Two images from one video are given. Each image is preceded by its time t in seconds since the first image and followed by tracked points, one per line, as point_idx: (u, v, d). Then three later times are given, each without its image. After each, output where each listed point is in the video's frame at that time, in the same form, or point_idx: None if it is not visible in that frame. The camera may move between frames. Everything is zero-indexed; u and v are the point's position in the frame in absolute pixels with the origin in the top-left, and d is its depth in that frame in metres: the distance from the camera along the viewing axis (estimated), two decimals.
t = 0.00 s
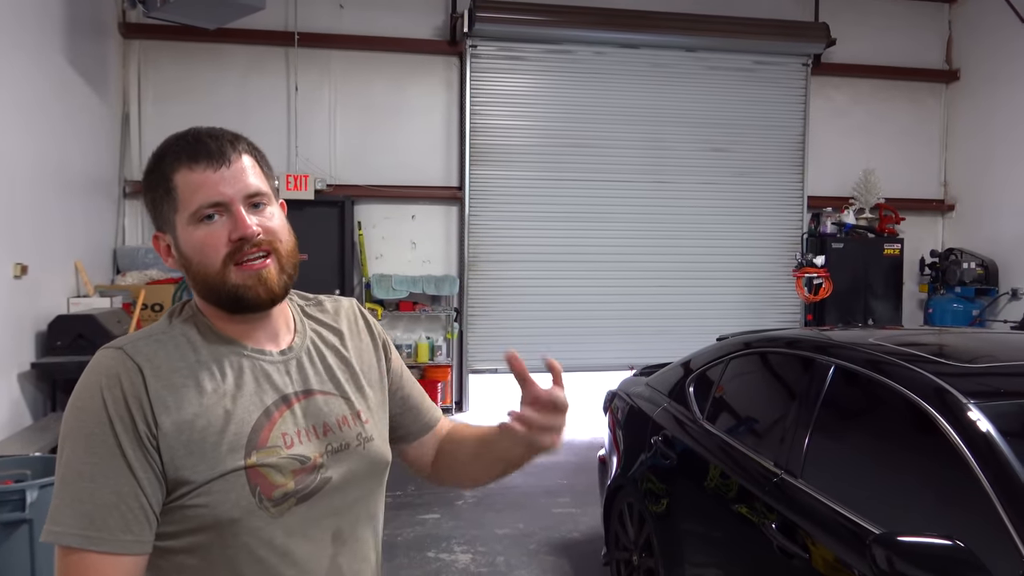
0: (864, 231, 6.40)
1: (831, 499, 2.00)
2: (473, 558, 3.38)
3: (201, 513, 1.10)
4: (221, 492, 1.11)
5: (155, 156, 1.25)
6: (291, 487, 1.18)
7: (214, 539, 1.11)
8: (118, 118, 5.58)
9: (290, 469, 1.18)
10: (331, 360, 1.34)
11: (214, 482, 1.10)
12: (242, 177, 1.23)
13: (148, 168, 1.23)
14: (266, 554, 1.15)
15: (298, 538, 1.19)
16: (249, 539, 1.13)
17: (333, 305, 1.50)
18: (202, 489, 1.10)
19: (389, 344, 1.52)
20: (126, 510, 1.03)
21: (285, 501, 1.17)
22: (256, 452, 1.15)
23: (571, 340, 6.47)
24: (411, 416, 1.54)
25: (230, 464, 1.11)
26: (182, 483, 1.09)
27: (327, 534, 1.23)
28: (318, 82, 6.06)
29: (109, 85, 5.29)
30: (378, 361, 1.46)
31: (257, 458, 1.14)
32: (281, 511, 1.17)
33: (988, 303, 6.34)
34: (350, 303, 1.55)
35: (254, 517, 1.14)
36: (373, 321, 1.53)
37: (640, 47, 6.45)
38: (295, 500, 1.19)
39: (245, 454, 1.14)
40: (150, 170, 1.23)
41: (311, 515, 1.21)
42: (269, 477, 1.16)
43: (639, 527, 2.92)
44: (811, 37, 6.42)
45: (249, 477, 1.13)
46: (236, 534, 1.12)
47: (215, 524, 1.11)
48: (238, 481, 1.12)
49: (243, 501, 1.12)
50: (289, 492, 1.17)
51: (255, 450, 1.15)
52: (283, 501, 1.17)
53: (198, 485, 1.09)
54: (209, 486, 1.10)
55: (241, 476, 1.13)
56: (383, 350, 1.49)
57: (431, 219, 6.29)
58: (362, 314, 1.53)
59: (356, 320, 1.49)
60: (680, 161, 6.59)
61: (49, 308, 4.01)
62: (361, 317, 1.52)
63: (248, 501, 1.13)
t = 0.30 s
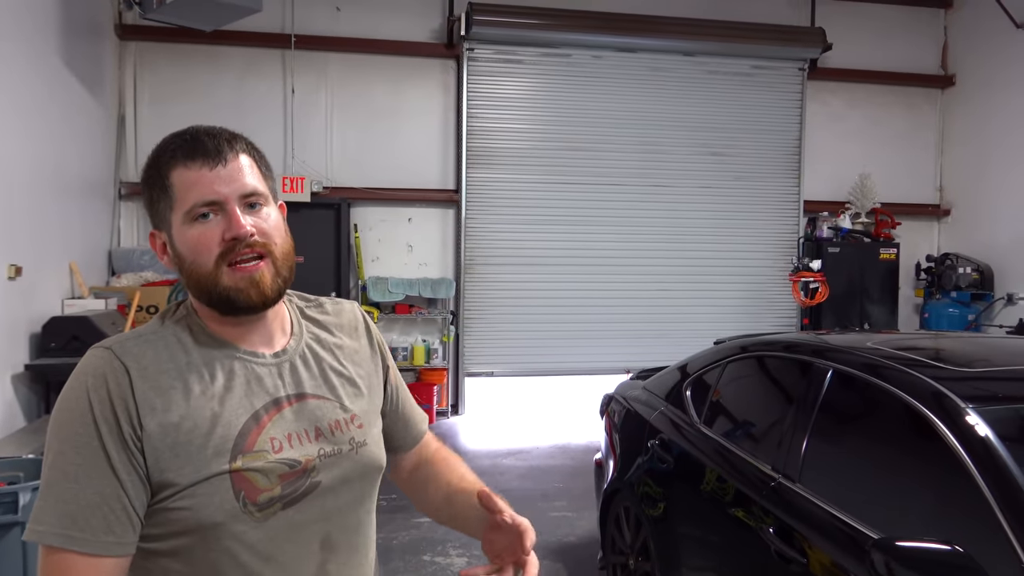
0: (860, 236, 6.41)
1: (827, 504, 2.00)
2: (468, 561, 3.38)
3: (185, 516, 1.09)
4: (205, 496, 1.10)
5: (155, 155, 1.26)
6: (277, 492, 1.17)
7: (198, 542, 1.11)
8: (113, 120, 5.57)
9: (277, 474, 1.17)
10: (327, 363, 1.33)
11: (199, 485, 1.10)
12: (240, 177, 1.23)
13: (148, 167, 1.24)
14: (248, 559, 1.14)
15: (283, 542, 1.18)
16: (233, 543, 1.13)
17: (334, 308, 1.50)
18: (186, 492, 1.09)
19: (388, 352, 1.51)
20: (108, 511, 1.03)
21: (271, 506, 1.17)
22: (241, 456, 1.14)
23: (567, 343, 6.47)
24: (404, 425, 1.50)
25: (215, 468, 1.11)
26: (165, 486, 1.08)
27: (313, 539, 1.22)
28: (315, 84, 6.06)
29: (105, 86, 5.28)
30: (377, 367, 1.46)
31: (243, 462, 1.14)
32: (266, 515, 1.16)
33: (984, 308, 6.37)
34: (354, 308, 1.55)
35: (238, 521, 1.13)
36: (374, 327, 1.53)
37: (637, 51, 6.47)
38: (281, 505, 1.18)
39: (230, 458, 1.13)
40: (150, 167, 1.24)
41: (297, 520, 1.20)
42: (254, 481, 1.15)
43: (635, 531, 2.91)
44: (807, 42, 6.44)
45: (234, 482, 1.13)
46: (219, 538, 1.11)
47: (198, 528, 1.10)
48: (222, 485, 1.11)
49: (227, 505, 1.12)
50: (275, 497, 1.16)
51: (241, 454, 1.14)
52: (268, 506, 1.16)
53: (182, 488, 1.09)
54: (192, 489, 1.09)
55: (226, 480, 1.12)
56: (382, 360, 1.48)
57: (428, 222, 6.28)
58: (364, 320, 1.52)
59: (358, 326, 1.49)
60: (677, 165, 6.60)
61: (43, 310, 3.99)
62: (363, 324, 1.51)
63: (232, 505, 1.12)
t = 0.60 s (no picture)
0: (869, 240, 6.39)
1: (836, 512, 1.99)
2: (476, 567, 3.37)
3: (200, 522, 1.09)
4: (220, 502, 1.10)
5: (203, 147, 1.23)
6: (292, 498, 1.18)
7: (212, 548, 1.11)
8: (123, 123, 5.59)
9: (291, 480, 1.18)
10: (337, 371, 1.34)
11: (214, 492, 1.10)
12: (301, 185, 1.25)
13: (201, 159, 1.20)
14: (262, 565, 1.14)
15: (295, 548, 1.19)
16: (247, 548, 1.13)
17: (340, 316, 1.51)
18: (201, 498, 1.09)
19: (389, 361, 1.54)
20: (121, 518, 1.03)
21: (286, 512, 1.17)
22: (257, 462, 1.15)
23: (574, 347, 6.46)
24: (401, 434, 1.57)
25: (231, 474, 1.11)
26: (180, 492, 1.08)
27: (324, 545, 1.23)
28: (323, 89, 6.08)
29: (114, 90, 5.31)
30: (379, 376, 1.49)
31: (259, 468, 1.14)
32: (281, 521, 1.16)
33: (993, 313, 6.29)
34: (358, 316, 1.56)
35: (253, 527, 1.13)
36: (375, 337, 1.55)
37: (645, 55, 6.46)
38: (295, 512, 1.18)
39: (247, 464, 1.13)
40: (204, 160, 1.20)
41: (309, 526, 1.21)
42: (270, 487, 1.15)
43: (643, 537, 2.89)
44: (816, 47, 6.43)
45: (250, 487, 1.13)
46: (234, 544, 1.11)
47: (213, 534, 1.10)
48: (239, 491, 1.12)
49: (243, 511, 1.12)
50: (290, 503, 1.17)
51: (257, 460, 1.15)
52: (283, 512, 1.17)
53: (197, 494, 1.09)
54: (208, 496, 1.09)
55: (242, 486, 1.12)
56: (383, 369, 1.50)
57: (435, 226, 6.28)
58: (368, 329, 1.54)
59: (362, 334, 1.51)
60: (684, 169, 6.59)
61: (52, 313, 4.00)
62: (366, 334, 1.53)
63: (247, 511, 1.12)
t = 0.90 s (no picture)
0: (885, 251, 6.35)
1: (857, 526, 1.97)
2: None
3: (233, 535, 1.10)
4: (254, 515, 1.11)
5: (228, 162, 1.24)
6: (320, 511, 1.18)
7: (244, 561, 1.12)
8: (142, 136, 5.65)
9: (320, 492, 1.19)
10: (353, 384, 1.35)
11: (247, 505, 1.11)
12: (326, 199, 1.28)
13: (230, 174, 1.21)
14: None
15: (323, 562, 1.19)
16: (279, 561, 1.14)
17: (348, 329, 1.51)
18: (234, 512, 1.10)
19: (400, 371, 1.54)
20: (161, 530, 1.03)
21: (314, 525, 1.18)
22: (287, 474, 1.16)
23: (586, 357, 6.44)
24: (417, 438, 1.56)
25: (263, 487, 1.13)
26: (214, 505, 1.10)
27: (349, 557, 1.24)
28: (339, 102, 6.12)
29: (134, 103, 5.37)
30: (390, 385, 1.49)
31: (290, 480, 1.15)
32: (310, 534, 1.17)
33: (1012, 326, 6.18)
34: (363, 327, 1.56)
35: (284, 540, 1.14)
36: (384, 347, 1.55)
37: (661, 66, 6.47)
38: (322, 524, 1.19)
39: (278, 476, 1.15)
40: (233, 176, 1.22)
41: (336, 537, 1.22)
42: (300, 499, 1.16)
43: (660, 551, 2.87)
44: (832, 58, 6.41)
45: (282, 500, 1.14)
46: (267, 556, 1.13)
47: (246, 547, 1.11)
48: (271, 503, 1.13)
49: (276, 524, 1.13)
50: (318, 516, 1.18)
51: (287, 472, 1.16)
52: (312, 525, 1.18)
53: (230, 508, 1.10)
54: (241, 509, 1.11)
55: (274, 498, 1.13)
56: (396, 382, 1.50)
57: (450, 237, 6.30)
58: (374, 338, 1.54)
59: (371, 347, 1.51)
60: (699, 179, 6.57)
61: (71, 324, 4.04)
62: (376, 346, 1.53)
63: (280, 525, 1.14)
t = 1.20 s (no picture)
0: (911, 247, 6.29)
1: (883, 522, 1.96)
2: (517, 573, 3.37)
3: (263, 528, 1.11)
4: (282, 507, 1.12)
5: (236, 165, 1.23)
6: (347, 502, 1.19)
7: (274, 554, 1.13)
8: (168, 133, 5.72)
9: (346, 484, 1.20)
10: (376, 375, 1.35)
11: (275, 498, 1.12)
12: (333, 199, 1.26)
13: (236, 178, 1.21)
14: (322, 568, 1.16)
15: (352, 551, 1.20)
16: (309, 553, 1.15)
17: (369, 317, 1.51)
18: (263, 505, 1.11)
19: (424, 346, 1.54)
20: (192, 525, 1.05)
21: (341, 515, 1.19)
22: (314, 467, 1.16)
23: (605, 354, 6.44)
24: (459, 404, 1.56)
25: (290, 480, 1.13)
26: (243, 499, 1.11)
27: (377, 546, 1.24)
28: (362, 98, 6.15)
29: (160, 100, 5.43)
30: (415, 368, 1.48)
31: (316, 473, 1.16)
32: (338, 525, 1.18)
33: None
34: (384, 313, 1.56)
35: (313, 532, 1.15)
36: (407, 329, 1.54)
37: (683, 61, 6.44)
38: (350, 515, 1.20)
39: (305, 469, 1.15)
40: (239, 182, 1.21)
41: (363, 528, 1.23)
42: (327, 491, 1.17)
43: (684, 547, 2.87)
44: (858, 52, 6.35)
45: (309, 492, 1.15)
46: (296, 549, 1.14)
47: (276, 539, 1.12)
48: (298, 497, 1.14)
49: (304, 517, 1.14)
50: (346, 507, 1.19)
51: (313, 465, 1.16)
52: (340, 516, 1.19)
53: (259, 501, 1.11)
54: (269, 502, 1.12)
55: (301, 491, 1.14)
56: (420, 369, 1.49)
57: (472, 233, 6.31)
58: (395, 323, 1.53)
59: (394, 331, 1.51)
60: (722, 175, 6.53)
61: (100, 319, 4.10)
62: (397, 328, 1.52)
63: (308, 517, 1.14)
